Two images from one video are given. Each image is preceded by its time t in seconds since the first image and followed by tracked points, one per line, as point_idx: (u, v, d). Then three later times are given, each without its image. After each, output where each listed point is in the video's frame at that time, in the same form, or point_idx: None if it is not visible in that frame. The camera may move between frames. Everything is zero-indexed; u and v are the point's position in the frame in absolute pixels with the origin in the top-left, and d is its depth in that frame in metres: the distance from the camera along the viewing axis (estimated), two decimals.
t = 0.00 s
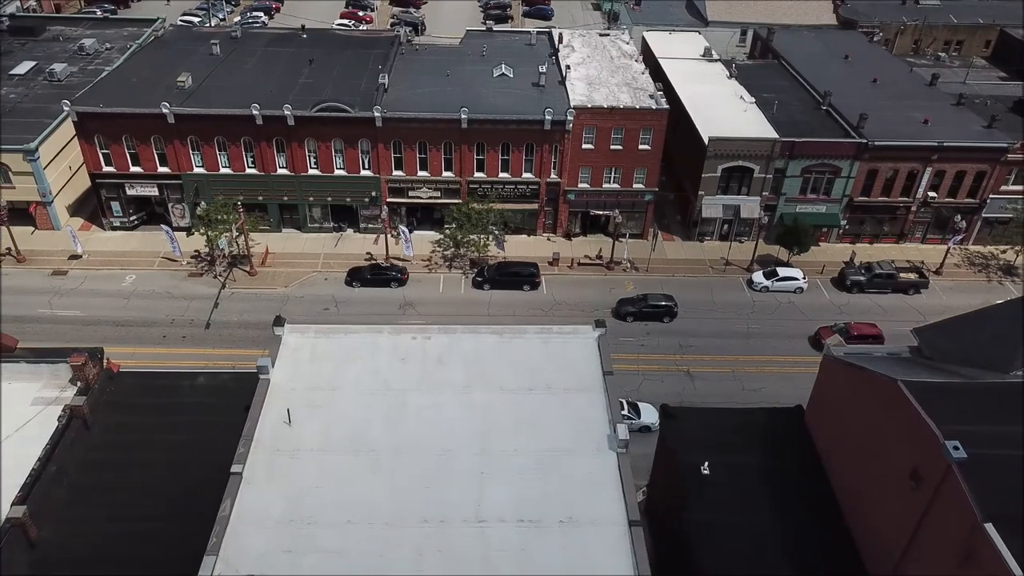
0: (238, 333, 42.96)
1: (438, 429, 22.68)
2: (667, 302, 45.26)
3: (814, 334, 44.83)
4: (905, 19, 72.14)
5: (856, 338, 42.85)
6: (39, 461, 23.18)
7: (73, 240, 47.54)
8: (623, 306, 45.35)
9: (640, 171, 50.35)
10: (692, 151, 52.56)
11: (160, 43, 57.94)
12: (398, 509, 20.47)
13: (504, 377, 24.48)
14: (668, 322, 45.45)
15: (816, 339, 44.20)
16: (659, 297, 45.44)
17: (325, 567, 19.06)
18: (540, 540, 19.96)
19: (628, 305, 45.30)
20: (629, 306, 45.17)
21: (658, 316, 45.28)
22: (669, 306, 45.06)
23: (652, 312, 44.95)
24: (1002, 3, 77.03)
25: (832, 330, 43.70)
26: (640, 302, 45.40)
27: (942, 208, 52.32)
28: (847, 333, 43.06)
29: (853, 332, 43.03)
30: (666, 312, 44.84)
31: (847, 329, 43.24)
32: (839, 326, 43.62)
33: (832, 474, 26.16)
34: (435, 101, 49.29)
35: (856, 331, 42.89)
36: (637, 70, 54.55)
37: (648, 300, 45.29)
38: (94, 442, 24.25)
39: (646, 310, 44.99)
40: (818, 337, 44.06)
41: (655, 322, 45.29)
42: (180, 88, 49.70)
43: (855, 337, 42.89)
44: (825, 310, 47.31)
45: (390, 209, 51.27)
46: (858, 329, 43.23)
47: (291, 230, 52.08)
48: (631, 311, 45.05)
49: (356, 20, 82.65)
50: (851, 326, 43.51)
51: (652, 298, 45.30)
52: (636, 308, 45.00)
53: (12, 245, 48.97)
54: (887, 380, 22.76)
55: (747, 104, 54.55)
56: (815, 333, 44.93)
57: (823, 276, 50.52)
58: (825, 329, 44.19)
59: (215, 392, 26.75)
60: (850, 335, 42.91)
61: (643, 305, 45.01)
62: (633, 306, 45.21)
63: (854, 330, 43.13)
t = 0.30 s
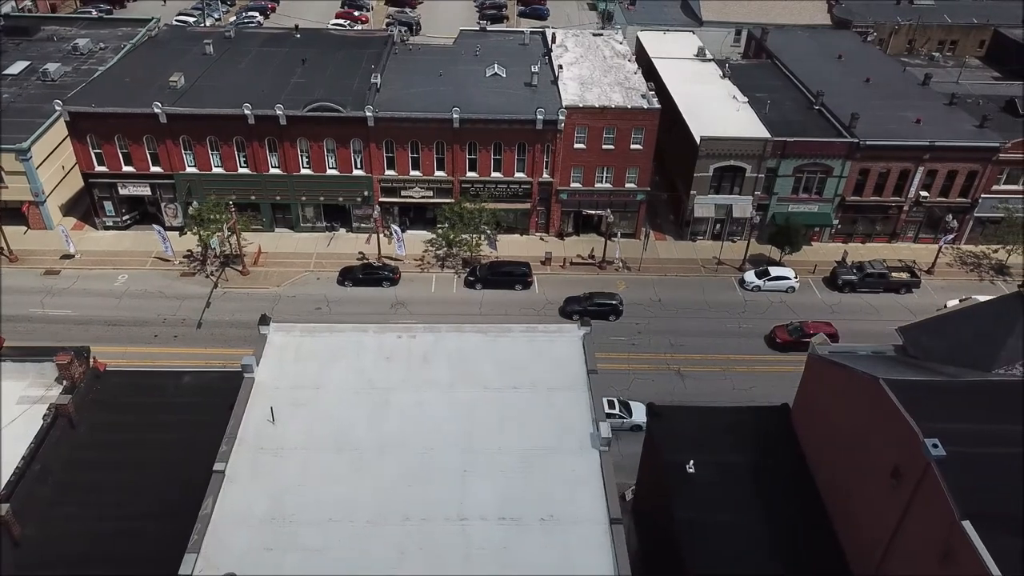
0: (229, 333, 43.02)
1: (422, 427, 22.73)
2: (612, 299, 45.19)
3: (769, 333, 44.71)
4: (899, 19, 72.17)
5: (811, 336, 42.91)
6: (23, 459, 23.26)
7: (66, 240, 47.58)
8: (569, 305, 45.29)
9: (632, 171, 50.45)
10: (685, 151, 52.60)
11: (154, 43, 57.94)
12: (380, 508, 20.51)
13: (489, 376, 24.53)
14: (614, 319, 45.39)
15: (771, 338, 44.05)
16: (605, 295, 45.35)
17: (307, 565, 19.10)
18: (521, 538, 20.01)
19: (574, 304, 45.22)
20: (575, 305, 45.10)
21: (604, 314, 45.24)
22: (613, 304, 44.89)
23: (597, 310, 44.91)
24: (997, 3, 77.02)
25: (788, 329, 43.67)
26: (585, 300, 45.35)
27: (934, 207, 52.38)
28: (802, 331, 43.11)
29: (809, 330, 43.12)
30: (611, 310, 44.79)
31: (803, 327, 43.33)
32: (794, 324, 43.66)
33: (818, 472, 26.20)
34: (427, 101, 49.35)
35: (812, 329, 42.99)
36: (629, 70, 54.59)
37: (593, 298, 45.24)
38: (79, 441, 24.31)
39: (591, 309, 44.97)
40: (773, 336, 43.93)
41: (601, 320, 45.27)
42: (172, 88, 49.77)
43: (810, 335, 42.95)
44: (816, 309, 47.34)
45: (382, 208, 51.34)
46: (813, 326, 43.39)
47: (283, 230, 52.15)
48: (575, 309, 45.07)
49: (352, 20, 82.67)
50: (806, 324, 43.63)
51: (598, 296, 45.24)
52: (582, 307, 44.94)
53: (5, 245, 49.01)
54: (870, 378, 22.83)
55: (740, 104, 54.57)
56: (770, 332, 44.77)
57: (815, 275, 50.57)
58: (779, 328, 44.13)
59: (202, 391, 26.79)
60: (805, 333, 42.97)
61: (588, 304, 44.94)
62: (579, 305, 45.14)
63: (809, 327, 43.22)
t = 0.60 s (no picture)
0: (221, 332, 43.05)
1: (406, 425, 22.80)
2: (559, 299, 44.73)
3: (724, 331, 44.86)
4: (893, 19, 72.19)
5: (764, 334, 43.01)
6: (8, 458, 23.31)
7: (59, 239, 47.64)
8: (514, 304, 44.99)
9: (624, 170, 50.51)
10: (677, 150, 52.66)
11: (147, 42, 57.93)
12: (363, 506, 20.57)
13: (474, 374, 24.59)
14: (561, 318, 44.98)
15: (726, 336, 44.21)
16: (551, 294, 44.88)
17: (287, 563, 19.16)
18: (502, 535, 20.07)
19: (519, 303, 44.92)
20: (520, 304, 44.82)
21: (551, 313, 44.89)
22: (560, 303, 44.56)
23: (542, 309, 44.63)
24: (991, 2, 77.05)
25: (742, 327, 43.82)
26: (531, 299, 44.96)
27: (927, 206, 52.43)
28: (755, 330, 43.22)
29: (762, 328, 43.21)
30: (556, 309, 44.35)
31: (756, 326, 43.43)
32: (748, 323, 43.76)
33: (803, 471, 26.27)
34: (419, 101, 49.39)
35: (765, 328, 43.12)
36: (622, 69, 54.65)
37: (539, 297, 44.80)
38: (64, 439, 24.37)
39: (537, 308, 44.66)
40: (728, 335, 44.09)
41: (547, 318, 45.00)
42: (164, 87, 49.83)
43: (763, 334, 43.06)
44: (808, 308, 47.40)
45: (375, 208, 51.41)
46: (767, 325, 43.45)
47: (276, 229, 52.23)
48: (521, 307, 44.84)
49: (347, 20, 82.68)
50: (759, 323, 43.66)
51: (544, 294, 44.82)
52: (527, 306, 44.68)
53: None
54: (852, 377, 22.92)
55: (732, 103, 54.59)
56: (725, 331, 44.85)
57: (807, 274, 50.63)
58: (734, 326, 44.26)
59: (188, 390, 26.90)
60: (758, 332, 43.11)
61: (533, 302, 44.64)
62: (524, 304, 44.84)
63: (762, 326, 43.31)
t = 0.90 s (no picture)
0: (213, 332, 43.07)
1: (390, 425, 22.84)
2: (505, 298, 44.92)
3: (678, 331, 44.64)
4: (888, 19, 72.24)
5: (717, 334, 42.96)
6: None
7: (51, 239, 47.65)
8: (460, 303, 45.10)
9: (616, 170, 50.55)
10: (670, 149, 52.72)
11: (141, 42, 57.95)
12: (345, 506, 20.61)
13: (458, 374, 24.64)
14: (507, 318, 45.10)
15: (679, 336, 43.98)
16: (498, 294, 45.08)
17: (268, 563, 19.20)
18: (484, 535, 20.11)
19: (465, 302, 45.03)
20: (466, 302, 44.94)
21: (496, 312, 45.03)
22: (507, 302, 44.79)
23: (488, 308, 44.78)
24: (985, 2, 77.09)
25: (695, 326, 43.65)
26: (477, 298, 45.12)
27: (919, 206, 52.48)
28: (709, 330, 43.12)
29: (715, 328, 43.15)
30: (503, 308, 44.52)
31: (709, 325, 43.35)
32: (701, 322, 43.66)
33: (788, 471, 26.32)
34: (412, 101, 49.43)
35: (718, 328, 43.06)
36: (615, 69, 54.69)
37: (485, 296, 45.00)
38: (49, 438, 24.34)
39: (482, 307, 44.79)
40: (681, 334, 43.85)
41: (493, 318, 45.11)
42: (157, 87, 49.88)
43: (716, 333, 42.99)
44: (800, 308, 47.44)
45: (367, 208, 51.44)
46: (719, 324, 43.40)
47: (269, 229, 52.29)
48: (468, 307, 44.92)
49: (343, 20, 82.68)
50: (713, 322, 43.59)
51: (490, 294, 45.02)
52: (472, 305, 44.79)
53: None
54: (835, 377, 23.00)
55: (725, 103, 54.64)
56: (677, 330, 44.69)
57: (799, 274, 50.66)
58: (686, 325, 44.06)
59: (174, 390, 26.96)
60: (711, 331, 43.03)
61: (479, 301, 44.80)
62: (469, 303, 44.97)
63: (715, 326, 43.20)
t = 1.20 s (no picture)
0: (204, 332, 43.09)
1: (373, 424, 22.89)
2: (450, 297, 44.84)
3: (630, 329, 44.55)
4: (882, 19, 72.29)
5: (668, 333, 42.95)
6: None
7: (42, 239, 47.64)
8: (405, 301, 44.97)
9: (608, 170, 50.60)
10: (662, 148, 52.78)
11: (134, 42, 57.98)
12: (327, 505, 20.64)
13: (442, 373, 24.69)
14: (452, 316, 45.05)
15: (631, 334, 43.97)
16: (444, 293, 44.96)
17: (248, 561, 19.24)
18: (464, 534, 20.13)
19: (410, 301, 44.91)
20: (411, 301, 44.84)
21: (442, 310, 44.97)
22: (453, 302, 44.86)
23: (433, 306, 44.74)
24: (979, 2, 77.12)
25: (647, 325, 43.63)
26: (423, 297, 45.02)
27: (911, 206, 52.54)
28: (661, 329, 43.10)
29: (667, 327, 43.12)
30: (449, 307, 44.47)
31: (661, 324, 43.31)
32: (653, 321, 43.59)
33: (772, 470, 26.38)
34: (404, 101, 49.49)
35: (670, 326, 43.04)
36: (608, 69, 54.76)
37: (430, 296, 44.91)
38: (35, 437, 24.12)
39: (426, 305, 44.73)
40: (633, 332, 43.83)
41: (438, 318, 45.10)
42: (149, 87, 49.91)
43: (667, 332, 42.99)
44: (791, 308, 47.47)
45: (359, 207, 51.49)
46: (670, 323, 43.37)
47: (261, 229, 52.36)
48: (413, 306, 44.83)
49: (338, 20, 82.70)
50: (665, 321, 43.56)
51: (436, 293, 44.92)
52: (417, 304, 44.69)
53: None
54: (817, 376, 23.09)
55: (717, 103, 54.69)
56: (630, 328, 44.58)
57: (791, 274, 50.70)
58: (639, 324, 43.94)
59: (160, 389, 27.03)
60: (663, 330, 43.02)
61: (425, 300, 44.72)
62: (414, 302, 44.86)
63: (667, 325, 43.19)
